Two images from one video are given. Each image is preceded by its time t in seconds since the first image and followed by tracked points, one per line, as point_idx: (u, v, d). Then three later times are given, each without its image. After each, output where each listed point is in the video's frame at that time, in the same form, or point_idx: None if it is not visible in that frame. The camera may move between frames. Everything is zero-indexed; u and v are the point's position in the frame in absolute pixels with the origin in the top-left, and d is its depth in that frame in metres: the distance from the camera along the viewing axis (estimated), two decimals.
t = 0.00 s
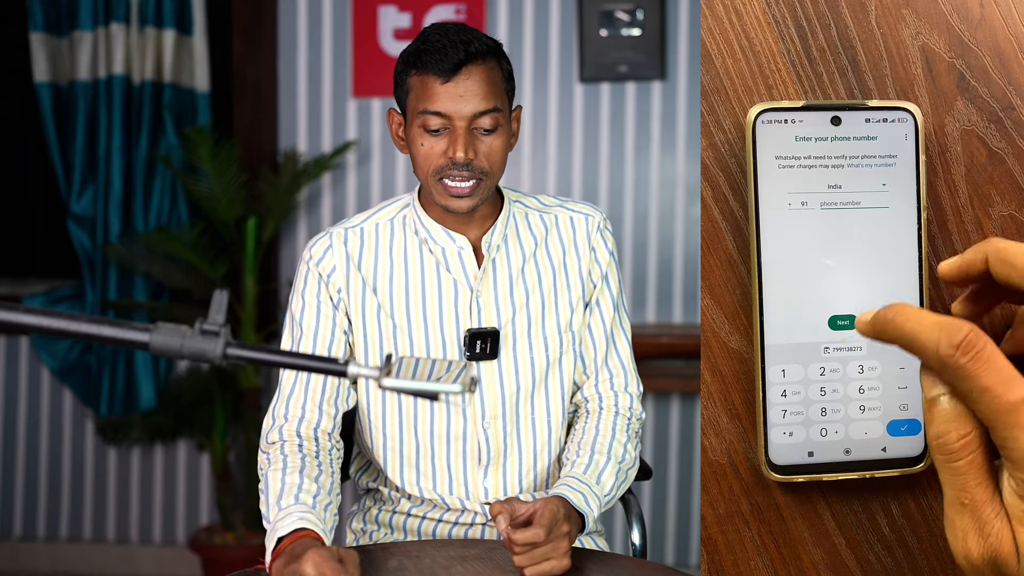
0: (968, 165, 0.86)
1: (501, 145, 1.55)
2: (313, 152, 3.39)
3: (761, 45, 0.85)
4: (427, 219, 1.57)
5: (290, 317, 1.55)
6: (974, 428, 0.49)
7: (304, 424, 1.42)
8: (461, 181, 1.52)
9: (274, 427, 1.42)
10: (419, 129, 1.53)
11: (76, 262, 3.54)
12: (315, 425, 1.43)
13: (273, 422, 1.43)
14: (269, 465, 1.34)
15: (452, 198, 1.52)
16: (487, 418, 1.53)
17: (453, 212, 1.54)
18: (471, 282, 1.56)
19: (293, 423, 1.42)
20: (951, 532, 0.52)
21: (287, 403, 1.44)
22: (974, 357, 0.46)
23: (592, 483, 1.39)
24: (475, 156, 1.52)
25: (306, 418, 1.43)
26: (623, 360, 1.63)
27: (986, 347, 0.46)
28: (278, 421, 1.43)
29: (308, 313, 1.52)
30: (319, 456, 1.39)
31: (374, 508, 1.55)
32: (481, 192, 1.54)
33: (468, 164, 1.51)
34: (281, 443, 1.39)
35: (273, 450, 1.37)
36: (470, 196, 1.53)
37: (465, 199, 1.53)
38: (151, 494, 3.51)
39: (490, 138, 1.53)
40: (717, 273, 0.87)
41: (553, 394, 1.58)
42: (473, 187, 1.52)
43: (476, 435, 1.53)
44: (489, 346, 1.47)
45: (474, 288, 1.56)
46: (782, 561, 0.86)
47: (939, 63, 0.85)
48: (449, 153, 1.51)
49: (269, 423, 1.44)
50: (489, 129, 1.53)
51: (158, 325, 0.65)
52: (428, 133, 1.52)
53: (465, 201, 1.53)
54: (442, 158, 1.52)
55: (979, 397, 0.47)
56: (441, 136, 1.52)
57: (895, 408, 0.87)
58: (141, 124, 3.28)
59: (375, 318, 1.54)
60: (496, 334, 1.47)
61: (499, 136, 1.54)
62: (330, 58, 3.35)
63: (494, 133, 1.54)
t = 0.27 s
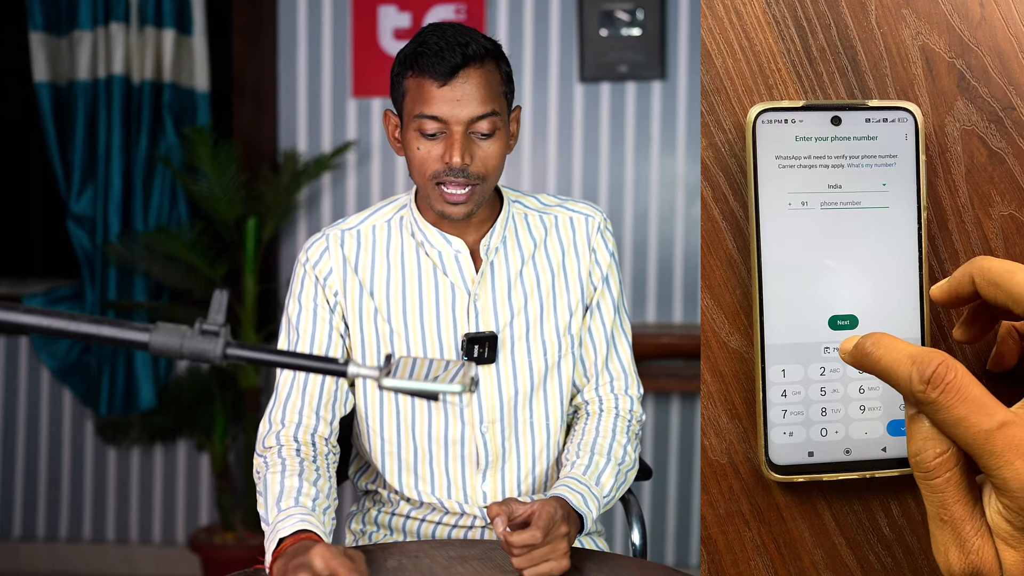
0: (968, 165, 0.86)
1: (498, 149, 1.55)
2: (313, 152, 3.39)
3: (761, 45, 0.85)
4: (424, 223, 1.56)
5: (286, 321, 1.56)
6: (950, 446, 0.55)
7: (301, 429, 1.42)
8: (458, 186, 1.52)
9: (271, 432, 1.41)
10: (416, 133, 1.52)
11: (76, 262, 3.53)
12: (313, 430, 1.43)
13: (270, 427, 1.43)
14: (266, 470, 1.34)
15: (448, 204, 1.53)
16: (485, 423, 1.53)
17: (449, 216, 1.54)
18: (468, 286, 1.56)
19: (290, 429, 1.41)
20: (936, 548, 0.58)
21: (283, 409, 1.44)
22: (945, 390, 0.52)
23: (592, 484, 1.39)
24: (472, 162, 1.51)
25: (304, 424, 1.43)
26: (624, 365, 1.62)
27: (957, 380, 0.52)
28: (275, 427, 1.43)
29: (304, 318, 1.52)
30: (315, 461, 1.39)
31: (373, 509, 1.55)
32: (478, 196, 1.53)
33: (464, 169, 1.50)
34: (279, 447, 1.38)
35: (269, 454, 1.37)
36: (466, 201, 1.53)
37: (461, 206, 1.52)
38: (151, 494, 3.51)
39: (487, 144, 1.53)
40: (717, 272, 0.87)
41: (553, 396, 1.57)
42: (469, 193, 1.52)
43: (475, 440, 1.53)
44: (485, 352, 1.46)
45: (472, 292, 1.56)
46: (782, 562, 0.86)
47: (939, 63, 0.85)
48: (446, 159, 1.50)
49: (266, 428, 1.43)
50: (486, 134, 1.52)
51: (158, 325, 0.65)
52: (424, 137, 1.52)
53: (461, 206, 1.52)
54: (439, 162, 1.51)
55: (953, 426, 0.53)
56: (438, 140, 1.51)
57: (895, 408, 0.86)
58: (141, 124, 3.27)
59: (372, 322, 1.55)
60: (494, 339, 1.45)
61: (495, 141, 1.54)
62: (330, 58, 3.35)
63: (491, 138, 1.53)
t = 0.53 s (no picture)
0: (968, 165, 0.86)
1: (499, 149, 1.54)
2: (313, 152, 3.39)
3: (761, 45, 0.85)
4: (424, 224, 1.56)
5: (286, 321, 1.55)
6: (932, 439, 0.55)
7: (303, 430, 1.42)
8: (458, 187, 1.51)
9: (274, 433, 1.41)
10: (416, 134, 1.52)
11: (75, 262, 3.53)
12: (315, 431, 1.43)
13: (272, 428, 1.43)
14: (269, 471, 1.34)
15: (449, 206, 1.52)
16: (486, 424, 1.53)
17: (451, 217, 1.54)
18: (468, 287, 1.56)
19: (292, 430, 1.41)
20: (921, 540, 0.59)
21: (286, 410, 1.44)
22: (925, 384, 0.53)
23: (592, 484, 1.39)
24: (472, 162, 1.50)
25: (306, 425, 1.43)
26: (625, 365, 1.62)
27: (937, 374, 0.53)
28: (277, 427, 1.42)
29: (305, 318, 1.52)
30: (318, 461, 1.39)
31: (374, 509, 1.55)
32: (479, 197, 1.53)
33: (465, 169, 1.49)
34: (281, 448, 1.38)
35: (272, 455, 1.37)
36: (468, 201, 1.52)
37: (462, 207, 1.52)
38: (151, 494, 3.51)
39: (487, 143, 1.52)
40: (717, 272, 0.87)
41: (553, 396, 1.57)
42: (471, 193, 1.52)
43: (475, 440, 1.52)
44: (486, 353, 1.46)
45: (473, 292, 1.56)
46: (782, 561, 0.86)
47: (938, 62, 0.85)
48: (446, 159, 1.50)
49: (268, 430, 1.43)
50: (486, 134, 1.52)
51: (158, 325, 0.65)
52: (425, 137, 1.51)
53: (463, 206, 1.52)
54: (440, 163, 1.50)
55: (934, 419, 0.53)
56: (438, 141, 1.51)
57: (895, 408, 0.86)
58: (141, 124, 3.27)
59: (372, 323, 1.55)
60: (494, 341, 1.46)
61: (496, 141, 1.53)
62: (330, 58, 3.35)
63: (491, 137, 1.52)
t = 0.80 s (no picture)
0: (968, 166, 0.86)
1: (499, 145, 1.54)
2: (313, 152, 3.39)
3: (761, 45, 0.85)
4: (425, 222, 1.56)
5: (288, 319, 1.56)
6: (985, 437, 0.53)
7: (304, 428, 1.43)
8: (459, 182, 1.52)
9: (275, 431, 1.42)
10: (416, 130, 1.52)
11: (75, 261, 3.53)
12: (315, 429, 1.43)
13: (273, 426, 1.43)
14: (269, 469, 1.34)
15: (449, 201, 1.52)
16: (486, 422, 1.53)
17: (451, 214, 1.54)
18: (469, 286, 1.56)
19: (294, 428, 1.42)
20: (963, 541, 0.56)
21: (287, 407, 1.44)
22: (985, 376, 0.51)
23: (592, 484, 1.39)
24: (472, 156, 1.51)
25: (307, 422, 1.43)
26: (624, 364, 1.62)
27: (998, 368, 0.52)
28: (278, 426, 1.42)
29: (306, 316, 1.52)
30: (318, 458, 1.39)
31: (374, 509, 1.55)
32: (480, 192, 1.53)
33: (465, 164, 1.50)
34: (282, 446, 1.38)
35: (273, 454, 1.37)
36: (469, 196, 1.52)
37: (462, 202, 1.52)
38: (151, 494, 3.51)
39: (487, 138, 1.53)
40: (717, 272, 0.87)
41: (553, 396, 1.57)
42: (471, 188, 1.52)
43: (475, 439, 1.53)
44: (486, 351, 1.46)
45: (473, 291, 1.56)
46: (782, 562, 0.86)
47: (939, 63, 0.85)
48: (446, 153, 1.50)
49: (269, 428, 1.43)
50: (486, 129, 1.52)
51: (158, 325, 0.65)
52: (425, 133, 1.52)
53: (463, 201, 1.52)
54: (440, 158, 1.51)
55: (993, 414, 0.52)
56: (438, 136, 1.51)
57: (895, 408, 0.86)
58: (141, 124, 3.27)
59: (372, 321, 1.55)
60: (494, 339, 1.45)
61: (496, 136, 1.54)
62: (330, 58, 3.35)
63: (491, 132, 1.53)
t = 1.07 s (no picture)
0: (968, 166, 0.86)
1: (500, 144, 1.53)
2: (313, 152, 3.39)
3: (761, 45, 0.85)
4: (425, 221, 1.56)
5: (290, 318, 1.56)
6: None
7: (305, 426, 1.42)
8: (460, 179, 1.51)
9: (276, 429, 1.42)
10: (417, 128, 1.52)
11: (75, 261, 3.53)
12: (316, 427, 1.43)
13: (274, 425, 1.43)
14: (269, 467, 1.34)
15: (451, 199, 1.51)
16: (485, 421, 1.53)
17: (452, 212, 1.52)
18: (469, 285, 1.56)
19: (294, 426, 1.42)
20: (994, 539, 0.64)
21: (287, 406, 1.44)
22: None
23: (591, 485, 1.38)
24: (473, 153, 1.50)
25: (308, 420, 1.43)
26: (623, 364, 1.62)
27: None
28: (279, 424, 1.43)
29: (308, 315, 1.53)
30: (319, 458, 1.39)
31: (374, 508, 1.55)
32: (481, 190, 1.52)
33: (466, 161, 1.49)
34: (283, 445, 1.38)
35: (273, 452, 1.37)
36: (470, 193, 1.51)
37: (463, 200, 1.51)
38: (151, 495, 3.51)
39: (488, 136, 1.52)
40: (717, 272, 0.87)
41: (552, 396, 1.57)
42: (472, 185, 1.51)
43: (475, 438, 1.53)
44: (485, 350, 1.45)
45: (473, 290, 1.56)
46: (782, 562, 0.86)
47: (939, 62, 0.85)
48: (447, 151, 1.49)
49: (270, 426, 1.43)
50: (486, 126, 1.52)
51: (158, 325, 0.65)
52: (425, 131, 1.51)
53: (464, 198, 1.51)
54: (441, 155, 1.50)
55: None
56: (439, 134, 1.51)
57: (894, 408, 0.86)
58: (141, 124, 3.27)
59: (372, 320, 1.55)
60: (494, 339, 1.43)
61: (497, 134, 1.53)
62: (330, 57, 3.35)
63: (492, 130, 1.52)
